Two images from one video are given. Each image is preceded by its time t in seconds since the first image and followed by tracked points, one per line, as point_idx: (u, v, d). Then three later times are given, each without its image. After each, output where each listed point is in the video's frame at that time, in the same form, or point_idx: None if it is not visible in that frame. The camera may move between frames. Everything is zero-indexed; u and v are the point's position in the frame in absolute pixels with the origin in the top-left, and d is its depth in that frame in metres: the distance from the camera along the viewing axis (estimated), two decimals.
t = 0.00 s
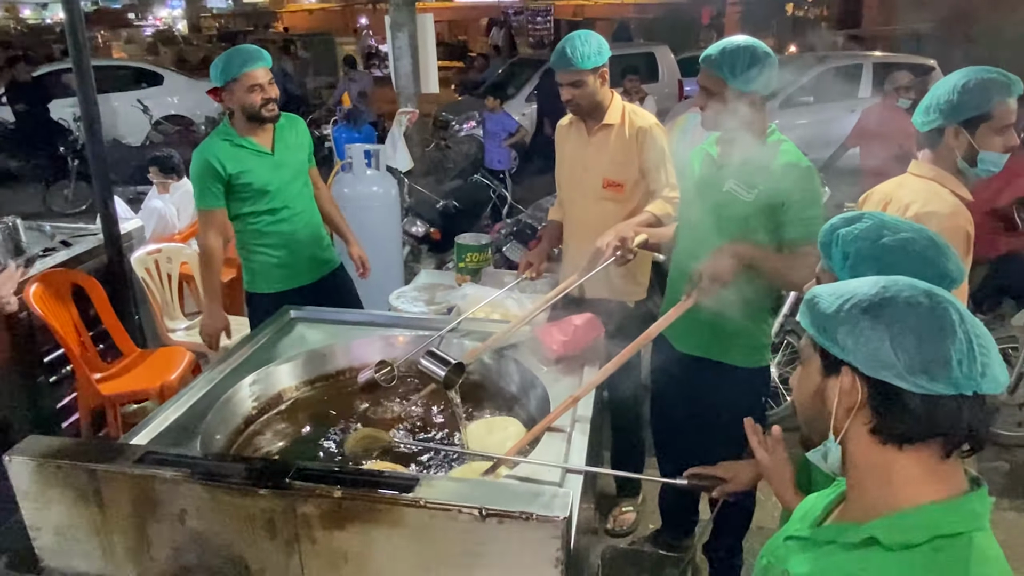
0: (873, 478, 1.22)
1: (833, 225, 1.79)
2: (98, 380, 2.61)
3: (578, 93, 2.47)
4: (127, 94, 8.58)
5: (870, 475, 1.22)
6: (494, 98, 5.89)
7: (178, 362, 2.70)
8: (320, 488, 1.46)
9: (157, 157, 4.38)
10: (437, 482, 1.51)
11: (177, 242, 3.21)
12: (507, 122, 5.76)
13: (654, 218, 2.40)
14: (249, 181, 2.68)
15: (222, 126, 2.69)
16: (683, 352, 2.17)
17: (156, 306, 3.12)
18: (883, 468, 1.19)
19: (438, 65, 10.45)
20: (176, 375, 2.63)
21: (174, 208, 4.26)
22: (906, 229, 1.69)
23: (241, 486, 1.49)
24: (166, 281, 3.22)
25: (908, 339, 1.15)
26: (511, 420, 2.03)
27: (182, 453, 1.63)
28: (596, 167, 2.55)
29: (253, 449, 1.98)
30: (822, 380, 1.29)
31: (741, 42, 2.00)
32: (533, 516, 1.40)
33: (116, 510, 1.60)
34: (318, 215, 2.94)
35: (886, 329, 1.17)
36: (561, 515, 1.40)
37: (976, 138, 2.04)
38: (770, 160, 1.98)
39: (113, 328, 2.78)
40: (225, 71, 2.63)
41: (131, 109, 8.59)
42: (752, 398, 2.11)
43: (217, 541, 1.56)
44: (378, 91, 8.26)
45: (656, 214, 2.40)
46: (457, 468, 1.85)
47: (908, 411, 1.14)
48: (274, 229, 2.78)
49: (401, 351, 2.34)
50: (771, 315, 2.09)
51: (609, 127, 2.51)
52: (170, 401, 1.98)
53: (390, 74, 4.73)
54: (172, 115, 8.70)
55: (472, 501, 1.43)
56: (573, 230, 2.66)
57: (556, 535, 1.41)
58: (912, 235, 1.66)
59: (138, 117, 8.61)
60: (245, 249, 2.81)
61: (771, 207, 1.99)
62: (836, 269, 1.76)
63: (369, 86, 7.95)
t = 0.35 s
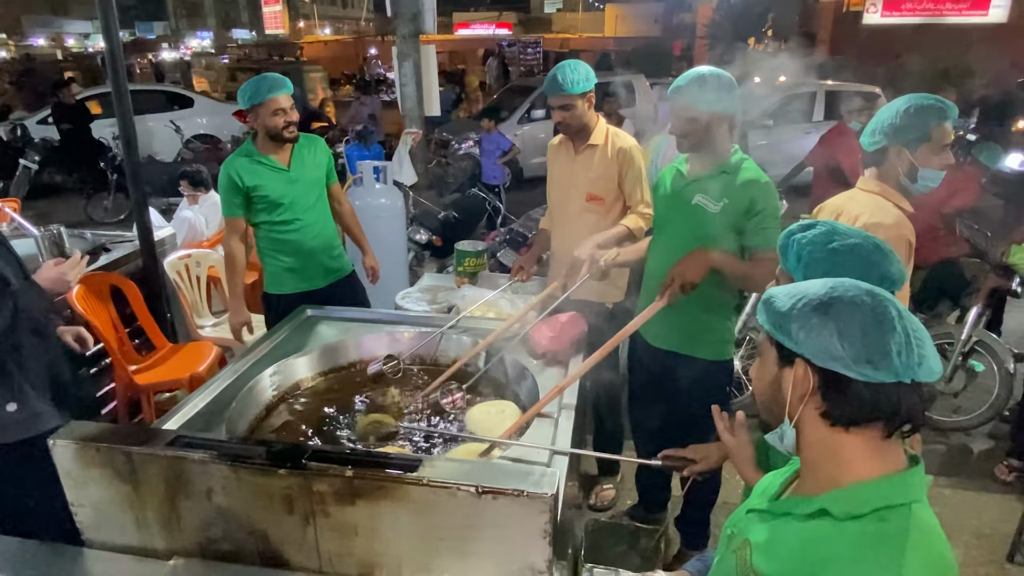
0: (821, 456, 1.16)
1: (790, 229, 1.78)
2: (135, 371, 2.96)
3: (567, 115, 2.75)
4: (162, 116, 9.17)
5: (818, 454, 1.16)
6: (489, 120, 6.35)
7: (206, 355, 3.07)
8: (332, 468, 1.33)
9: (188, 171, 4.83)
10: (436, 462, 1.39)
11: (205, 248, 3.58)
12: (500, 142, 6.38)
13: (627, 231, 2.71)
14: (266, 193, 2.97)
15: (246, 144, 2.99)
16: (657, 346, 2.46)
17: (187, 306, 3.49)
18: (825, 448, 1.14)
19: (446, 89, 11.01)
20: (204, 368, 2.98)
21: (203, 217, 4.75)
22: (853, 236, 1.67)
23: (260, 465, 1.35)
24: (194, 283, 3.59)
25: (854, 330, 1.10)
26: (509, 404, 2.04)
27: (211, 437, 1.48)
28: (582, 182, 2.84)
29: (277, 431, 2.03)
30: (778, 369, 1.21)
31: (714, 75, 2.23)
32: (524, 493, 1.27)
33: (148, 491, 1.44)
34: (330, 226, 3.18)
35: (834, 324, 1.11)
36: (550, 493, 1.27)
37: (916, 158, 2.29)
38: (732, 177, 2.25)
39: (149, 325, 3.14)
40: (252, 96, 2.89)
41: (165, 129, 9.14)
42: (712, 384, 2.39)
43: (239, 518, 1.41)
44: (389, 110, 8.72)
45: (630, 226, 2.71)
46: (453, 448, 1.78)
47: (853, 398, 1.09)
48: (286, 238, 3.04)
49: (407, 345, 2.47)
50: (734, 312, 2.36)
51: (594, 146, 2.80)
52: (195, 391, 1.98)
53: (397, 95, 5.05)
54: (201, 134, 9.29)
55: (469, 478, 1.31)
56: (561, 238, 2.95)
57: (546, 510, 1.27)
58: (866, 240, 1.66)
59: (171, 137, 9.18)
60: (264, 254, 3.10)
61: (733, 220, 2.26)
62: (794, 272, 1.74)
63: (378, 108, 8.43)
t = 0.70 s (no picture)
0: (805, 451, 1.11)
1: (777, 228, 1.82)
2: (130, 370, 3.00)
3: (561, 118, 2.79)
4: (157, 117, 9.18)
5: (802, 449, 1.12)
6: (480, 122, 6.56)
7: (201, 354, 3.11)
8: (327, 465, 1.36)
9: (183, 173, 4.89)
10: (432, 460, 1.41)
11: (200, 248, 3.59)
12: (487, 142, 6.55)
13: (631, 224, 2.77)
14: (264, 194, 2.99)
15: (241, 147, 3.01)
16: (647, 345, 2.50)
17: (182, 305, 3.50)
18: (810, 443, 1.10)
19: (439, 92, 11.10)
20: (199, 367, 3.02)
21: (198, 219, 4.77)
22: (838, 232, 1.72)
23: (257, 463, 1.37)
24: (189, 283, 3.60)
25: (837, 327, 1.06)
26: (501, 406, 2.02)
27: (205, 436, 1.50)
28: (575, 185, 2.88)
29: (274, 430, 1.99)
30: (762, 369, 1.16)
31: (703, 79, 2.26)
32: (518, 489, 1.30)
33: (143, 489, 1.45)
34: (326, 224, 3.22)
35: (819, 322, 1.07)
36: (543, 490, 1.30)
37: (901, 160, 2.34)
38: (722, 178, 2.30)
39: (144, 325, 3.18)
40: (247, 95, 2.94)
41: (160, 131, 9.17)
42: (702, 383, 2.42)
43: (236, 516, 1.43)
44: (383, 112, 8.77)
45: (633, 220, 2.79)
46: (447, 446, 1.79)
47: (838, 395, 1.04)
48: (285, 237, 3.07)
49: (400, 345, 2.43)
50: (722, 311, 2.40)
51: (588, 149, 2.84)
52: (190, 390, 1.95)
53: (391, 98, 5.09)
54: (197, 135, 9.30)
55: (463, 475, 1.33)
56: (554, 239, 2.99)
57: (538, 506, 1.30)
58: (852, 240, 1.69)
59: (167, 139, 9.18)
60: (263, 255, 3.12)
61: (723, 219, 2.30)
62: (779, 269, 1.77)
63: (371, 111, 8.48)
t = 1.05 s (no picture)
0: (789, 452, 1.12)
1: (762, 225, 1.82)
2: (114, 372, 2.99)
3: (550, 116, 2.79)
4: (141, 116, 9.07)
5: (787, 450, 1.12)
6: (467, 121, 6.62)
7: (185, 355, 3.11)
8: (311, 466, 1.34)
9: (167, 172, 4.84)
10: (418, 460, 1.40)
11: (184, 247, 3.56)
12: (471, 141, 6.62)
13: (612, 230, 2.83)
14: (257, 191, 2.97)
15: (234, 142, 3.00)
16: (634, 344, 2.51)
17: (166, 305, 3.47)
18: (796, 442, 1.10)
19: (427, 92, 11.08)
20: (184, 367, 3.02)
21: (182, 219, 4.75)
22: (820, 227, 1.72)
23: (240, 465, 1.35)
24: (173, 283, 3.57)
25: (820, 326, 1.06)
26: (490, 403, 2.01)
27: (187, 438, 1.48)
28: (563, 183, 2.88)
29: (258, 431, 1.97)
30: (747, 367, 1.16)
31: (691, 78, 2.27)
32: (505, 489, 1.29)
33: (124, 491, 1.43)
34: (321, 222, 3.19)
35: (802, 320, 1.07)
36: (531, 490, 1.29)
37: (879, 159, 2.35)
38: (708, 175, 2.31)
39: (128, 326, 3.18)
40: (242, 90, 2.91)
41: (144, 130, 9.05)
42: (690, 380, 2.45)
43: (219, 519, 1.42)
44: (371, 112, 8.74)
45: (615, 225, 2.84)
46: (433, 446, 1.78)
47: (824, 393, 1.04)
48: (279, 234, 3.05)
49: (386, 344, 2.41)
50: (709, 309, 2.41)
51: (578, 148, 2.85)
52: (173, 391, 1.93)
53: (379, 97, 5.07)
54: (182, 135, 9.22)
55: (449, 475, 1.33)
56: (542, 238, 2.99)
57: (525, 505, 1.30)
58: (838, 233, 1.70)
59: (152, 138, 9.11)
60: (255, 253, 3.10)
61: (709, 217, 2.30)
62: (765, 265, 1.77)
63: (358, 110, 8.46)
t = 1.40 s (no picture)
0: (764, 452, 1.12)
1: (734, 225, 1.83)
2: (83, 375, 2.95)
3: (527, 115, 2.78)
4: (112, 114, 8.91)
5: (762, 450, 1.12)
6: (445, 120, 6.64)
7: (156, 357, 3.08)
8: (283, 471, 1.32)
9: (138, 170, 4.71)
10: (393, 463, 1.39)
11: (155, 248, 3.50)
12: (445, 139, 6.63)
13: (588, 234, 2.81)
14: (251, 183, 2.95)
15: (232, 133, 2.98)
16: (612, 343, 2.51)
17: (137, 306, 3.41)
18: (770, 443, 1.10)
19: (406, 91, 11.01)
20: (156, 371, 3.00)
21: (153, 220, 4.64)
22: (790, 227, 1.74)
23: (210, 470, 1.33)
24: (145, 284, 3.51)
25: (794, 325, 1.07)
26: (467, 406, 1.99)
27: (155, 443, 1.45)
28: (540, 183, 2.88)
29: (230, 436, 1.93)
30: (721, 367, 1.16)
31: (667, 78, 2.28)
32: (480, 492, 1.28)
33: (89, 499, 1.40)
34: (312, 220, 3.16)
35: (776, 320, 1.07)
36: (506, 492, 1.29)
37: (855, 160, 2.37)
38: (683, 175, 2.32)
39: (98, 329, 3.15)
40: (242, 83, 2.89)
41: (115, 128, 8.91)
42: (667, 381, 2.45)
43: (188, 526, 1.39)
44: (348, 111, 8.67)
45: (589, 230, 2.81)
46: (410, 448, 1.77)
47: (797, 393, 1.05)
48: (269, 228, 3.01)
49: (363, 346, 2.37)
50: (686, 309, 2.42)
51: (556, 148, 2.84)
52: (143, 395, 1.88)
53: (356, 96, 5.02)
54: (155, 133, 9.08)
55: (425, 478, 1.31)
56: (519, 238, 2.98)
57: (502, 508, 1.29)
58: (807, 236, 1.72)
59: (123, 136, 8.94)
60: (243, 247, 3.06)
61: (685, 216, 2.32)
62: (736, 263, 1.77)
63: (335, 109, 8.38)
